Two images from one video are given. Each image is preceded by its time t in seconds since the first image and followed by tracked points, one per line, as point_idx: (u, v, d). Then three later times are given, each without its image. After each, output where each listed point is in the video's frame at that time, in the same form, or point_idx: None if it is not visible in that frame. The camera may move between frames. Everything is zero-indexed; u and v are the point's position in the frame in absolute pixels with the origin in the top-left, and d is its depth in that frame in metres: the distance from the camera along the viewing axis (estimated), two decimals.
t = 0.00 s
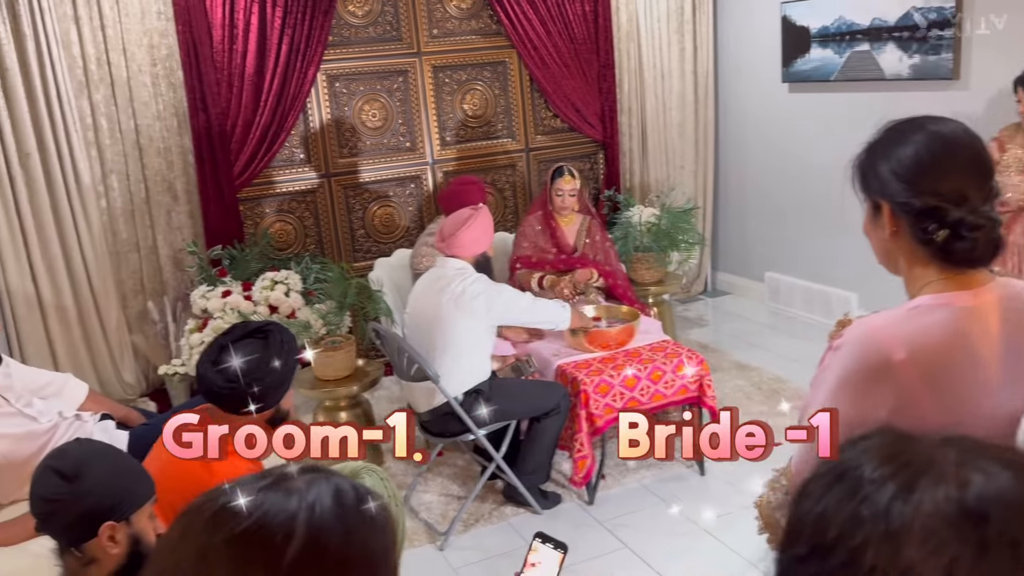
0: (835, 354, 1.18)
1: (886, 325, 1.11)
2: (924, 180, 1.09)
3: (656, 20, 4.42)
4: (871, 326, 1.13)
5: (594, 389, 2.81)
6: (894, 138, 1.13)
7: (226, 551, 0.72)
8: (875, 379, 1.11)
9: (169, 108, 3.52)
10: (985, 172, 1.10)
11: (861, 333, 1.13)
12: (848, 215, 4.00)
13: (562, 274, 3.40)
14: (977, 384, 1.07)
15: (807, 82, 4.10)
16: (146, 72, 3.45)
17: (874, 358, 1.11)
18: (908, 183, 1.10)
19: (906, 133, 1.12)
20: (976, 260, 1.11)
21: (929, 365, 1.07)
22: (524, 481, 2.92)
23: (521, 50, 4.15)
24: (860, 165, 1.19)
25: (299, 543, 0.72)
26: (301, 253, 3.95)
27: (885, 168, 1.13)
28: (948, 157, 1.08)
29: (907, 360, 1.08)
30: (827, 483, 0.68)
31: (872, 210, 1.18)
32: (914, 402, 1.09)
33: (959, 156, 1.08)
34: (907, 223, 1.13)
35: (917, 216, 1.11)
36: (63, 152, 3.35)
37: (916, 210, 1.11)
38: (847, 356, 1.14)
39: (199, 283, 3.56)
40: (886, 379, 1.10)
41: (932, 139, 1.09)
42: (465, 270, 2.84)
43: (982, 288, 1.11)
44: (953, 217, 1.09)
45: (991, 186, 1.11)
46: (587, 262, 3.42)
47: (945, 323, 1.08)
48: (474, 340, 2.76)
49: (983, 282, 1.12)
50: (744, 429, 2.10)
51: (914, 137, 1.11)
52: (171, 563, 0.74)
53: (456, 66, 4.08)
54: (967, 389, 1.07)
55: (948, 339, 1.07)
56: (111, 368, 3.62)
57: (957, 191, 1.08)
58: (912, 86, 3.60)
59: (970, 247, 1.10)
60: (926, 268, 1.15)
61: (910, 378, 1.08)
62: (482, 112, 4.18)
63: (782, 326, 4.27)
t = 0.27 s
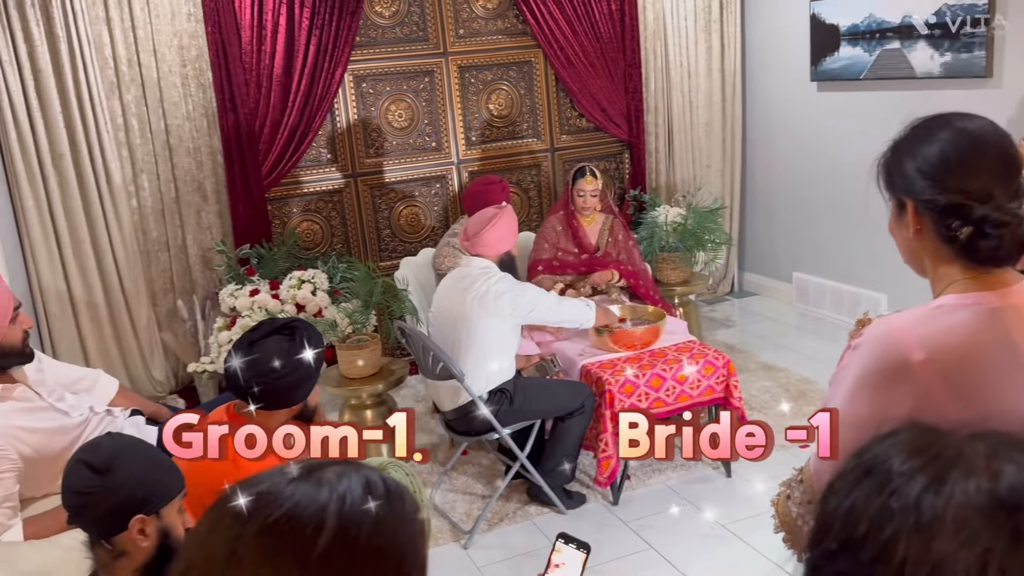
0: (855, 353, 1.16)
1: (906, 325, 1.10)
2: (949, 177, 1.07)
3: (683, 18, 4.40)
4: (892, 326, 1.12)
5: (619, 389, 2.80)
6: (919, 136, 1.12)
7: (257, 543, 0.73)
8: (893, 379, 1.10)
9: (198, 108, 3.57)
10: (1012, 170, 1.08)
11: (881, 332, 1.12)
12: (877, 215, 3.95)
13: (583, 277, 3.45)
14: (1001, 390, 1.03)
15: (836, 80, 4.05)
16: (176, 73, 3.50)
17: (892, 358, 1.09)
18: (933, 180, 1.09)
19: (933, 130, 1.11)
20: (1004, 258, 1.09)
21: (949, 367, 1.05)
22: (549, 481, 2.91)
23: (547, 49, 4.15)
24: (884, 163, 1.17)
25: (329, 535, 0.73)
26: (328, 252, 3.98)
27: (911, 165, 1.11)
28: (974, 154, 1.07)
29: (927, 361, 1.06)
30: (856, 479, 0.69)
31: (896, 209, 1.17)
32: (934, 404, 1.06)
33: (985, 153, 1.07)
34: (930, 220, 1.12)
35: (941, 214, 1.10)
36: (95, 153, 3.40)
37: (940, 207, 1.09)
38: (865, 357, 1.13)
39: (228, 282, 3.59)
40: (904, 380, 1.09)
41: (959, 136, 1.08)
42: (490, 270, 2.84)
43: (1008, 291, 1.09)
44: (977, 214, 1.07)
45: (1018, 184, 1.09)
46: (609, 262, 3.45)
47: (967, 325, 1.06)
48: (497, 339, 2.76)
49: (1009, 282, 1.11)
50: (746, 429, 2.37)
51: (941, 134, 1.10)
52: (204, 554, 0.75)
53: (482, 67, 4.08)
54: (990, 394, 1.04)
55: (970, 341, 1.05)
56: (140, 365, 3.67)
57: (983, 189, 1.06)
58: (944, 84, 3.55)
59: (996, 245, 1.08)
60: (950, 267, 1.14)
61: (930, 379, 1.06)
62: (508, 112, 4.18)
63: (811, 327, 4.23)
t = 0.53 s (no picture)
0: (852, 352, 1.19)
1: (902, 327, 1.11)
2: (954, 179, 1.05)
3: (704, 19, 4.38)
4: (889, 326, 1.13)
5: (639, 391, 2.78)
6: (930, 133, 1.10)
7: (276, 539, 0.74)
8: (887, 379, 1.12)
9: (222, 110, 3.61)
10: None
11: (878, 332, 1.14)
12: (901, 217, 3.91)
13: (604, 282, 3.46)
14: (993, 393, 1.04)
15: (859, 81, 4.01)
16: (201, 76, 3.54)
17: (886, 358, 1.12)
18: (938, 180, 1.07)
19: (944, 128, 1.09)
20: (1008, 265, 1.08)
21: (941, 370, 1.07)
22: (568, 482, 2.91)
23: (568, 51, 4.15)
24: (896, 159, 1.16)
25: (348, 532, 0.73)
26: (349, 253, 4.01)
27: (918, 164, 1.10)
28: (982, 156, 1.04)
29: (919, 363, 1.08)
30: (879, 481, 0.73)
31: (904, 207, 1.16)
32: (925, 405, 1.08)
33: (994, 155, 1.04)
34: (936, 222, 1.11)
35: (946, 216, 1.09)
36: (119, 154, 3.45)
37: (945, 209, 1.08)
38: (860, 357, 1.15)
39: (251, 282, 3.69)
40: (897, 380, 1.10)
41: (968, 136, 1.05)
42: (509, 271, 2.85)
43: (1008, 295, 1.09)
44: (982, 219, 1.05)
45: None
46: (627, 264, 3.45)
47: (964, 328, 1.07)
48: (516, 340, 2.77)
49: (1012, 287, 1.12)
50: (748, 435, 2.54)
51: (950, 133, 1.07)
52: (225, 550, 0.76)
53: (503, 68, 4.09)
54: (982, 398, 1.05)
55: (965, 344, 1.06)
56: (164, 364, 3.72)
57: (989, 192, 1.04)
58: (970, 85, 3.52)
59: (999, 251, 1.07)
60: (954, 269, 1.13)
61: (921, 380, 1.08)
62: (528, 114, 4.18)
63: (834, 329, 4.19)
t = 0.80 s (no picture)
0: (842, 356, 1.20)
1: (894, 331, 1.13)
2: (950, 182, 1.05)
3: (722, 21, 4.37)
4: (880, 331, 1.15)
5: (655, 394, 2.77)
6: (927, 137, 1.10)
7: (293, 536, 0.74)
8: (878, 383, 1.13)
9: (241, 113, 3.64)
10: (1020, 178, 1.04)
11: (869, 337, 1.15)
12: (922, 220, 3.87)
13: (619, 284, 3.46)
14: (984, 396, 1.06)
15: (878, 83, 3.99)
16: (220, 79, 3.58)
17: (878, 362, 1.13)
18: (934, 184, 1.07)
19: (941, 132, 1.09)
20: (1000, 272, 1.08)
21: (932, 374, 1.08)
22: (584, 485, 2.90)
23: (584, 53, 4.16)
24: (893, 163, 1.15)
25: (363, 531, 0.74)
26: (366, 255, 4.03)
27: (914, 167, 1.09)
28: (977, 160, 1.04)
29: (910, 366, 1.10)
30: (898, 481, 0.73)
31: (899, 210, 1.15)
32: (917, 407, 1.10)
33: (990, 159, 1.04)
34: (931, 226, 1.10)
35: (940, 221, 1.08)
36: (140, 157, 3.49)
37: (940, 213, 1.07)
38: (851, 362, 1.17)
39: (269, 284, 3.72)
40: (889, 383, 1.12)
41: (965, 140, 1.06)
42: (526, 273, 2.85)
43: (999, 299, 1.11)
44: (976, 224, 1.05)
45: None
46: (643, 267, 3.45)
47: (956, 332, 1.08)
48: (532, 342, 2.77)
49: (1006, 291, 1.11)
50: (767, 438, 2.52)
51: (947, 137, 1.07)
52: (242, 548, 0.77)
53: (520, 71, 4.10)
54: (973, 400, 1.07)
55: (957, 348, 1.08)
56: (183, 365, 3.75)
57: (984, 196, 1.04)
58: (990, 87, 3.49)
59: (992, 256, 1.06)
60: (947, 275, 1.13)
61: (913, 384, 1.10)
62: (544, 117, 4.19)
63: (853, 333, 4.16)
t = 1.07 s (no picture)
0: (830, 358, 1.21)
1: (882, 335, 1.14)
2: (945, 188, 1.05)
3: (733, 24, 4.37)
4: (868, 334, 1.16)
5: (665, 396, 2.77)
6: (924, 141, 1.09)
7: (306, 534, 0.75)
8: (864, 387, 1.14)
9: (253, 116, 3.66)
10: (1016, 184, 1.04)
11: (857, 340, 1.16)
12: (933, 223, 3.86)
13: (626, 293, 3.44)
14: (966, 402, 1.08)
15: (889, 85, 3.97)
16: (232, 82, 3.60)
17: (865, 366, 1.14)
18: (930, 190, 1.06)
19: (938, 136, 1.08)
20: (991, 280, 1.09)
21: (917, 380, 1.10)
22: (593, 487, 2.89)
23: (594, 56, 4.16)
24: (891, 166, 1.14)
25: (375, 529, 0.74)
26: (376, 257, 4.04)
27: (911, 171, 1.09)
28: (974, 166, 1.04)
29: (896, 371, 1.11)
30: (904, 481, 0.73)
31: (896, 214, 1.15)
32: (900, 411, 1.12)
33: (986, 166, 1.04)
34: (925, 230, 1.10)
35: (935, 225, 1.08)
36: (152, 159, 3.52)
37: (934, 217, 1.07)
38: (839, 364, 1.18)
39: (280, 285, 3.74)
40: (875, 387, 1.13)
41: (963, 145, 1.05)
42: (536, 275, 2.85)
43: (988, 304, 1.12)
44: (969, 229, 1.05)
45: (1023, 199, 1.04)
46: (652, 270, 3.45)
47: (942, 339, 1.10)
48: (542, 344, 2.77)
49: (998, 298, 1.12)
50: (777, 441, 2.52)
51: (944, 141, 1.07)
52: (253, 545, 0.77)
53: (530, 74, 4.11)
54: (956, 405, 1.09)
55: (942, 354, 1.09)
56: (194, 366, 3.77)
57: (980, 203, 1.04)
58: (1003, 90, 3.47)
59: (985, 262, 1.07)
60: (941, 279, 1.13)
61: (898, 389, 1.11)
62: (554, 119, 4.19)
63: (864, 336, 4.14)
